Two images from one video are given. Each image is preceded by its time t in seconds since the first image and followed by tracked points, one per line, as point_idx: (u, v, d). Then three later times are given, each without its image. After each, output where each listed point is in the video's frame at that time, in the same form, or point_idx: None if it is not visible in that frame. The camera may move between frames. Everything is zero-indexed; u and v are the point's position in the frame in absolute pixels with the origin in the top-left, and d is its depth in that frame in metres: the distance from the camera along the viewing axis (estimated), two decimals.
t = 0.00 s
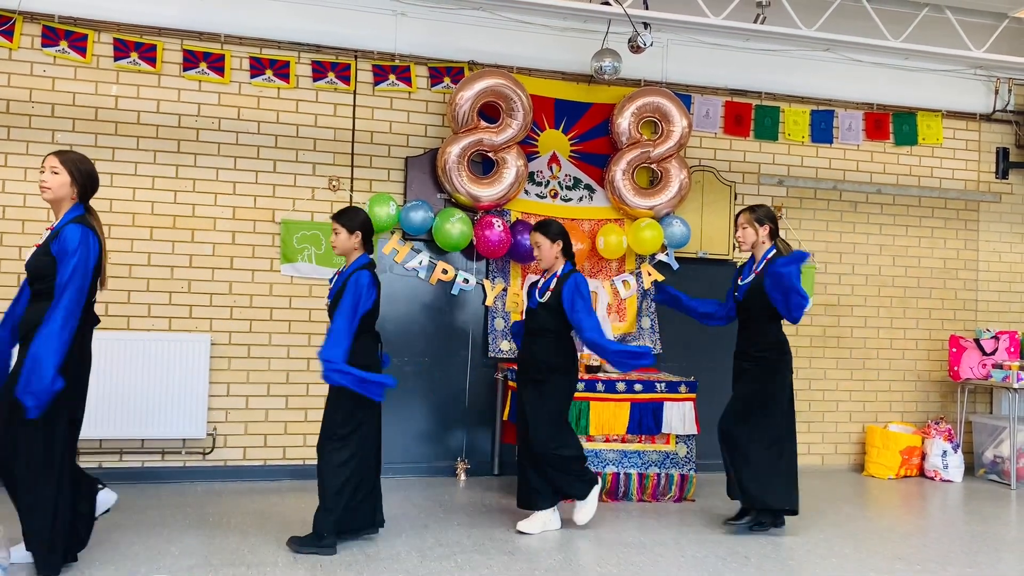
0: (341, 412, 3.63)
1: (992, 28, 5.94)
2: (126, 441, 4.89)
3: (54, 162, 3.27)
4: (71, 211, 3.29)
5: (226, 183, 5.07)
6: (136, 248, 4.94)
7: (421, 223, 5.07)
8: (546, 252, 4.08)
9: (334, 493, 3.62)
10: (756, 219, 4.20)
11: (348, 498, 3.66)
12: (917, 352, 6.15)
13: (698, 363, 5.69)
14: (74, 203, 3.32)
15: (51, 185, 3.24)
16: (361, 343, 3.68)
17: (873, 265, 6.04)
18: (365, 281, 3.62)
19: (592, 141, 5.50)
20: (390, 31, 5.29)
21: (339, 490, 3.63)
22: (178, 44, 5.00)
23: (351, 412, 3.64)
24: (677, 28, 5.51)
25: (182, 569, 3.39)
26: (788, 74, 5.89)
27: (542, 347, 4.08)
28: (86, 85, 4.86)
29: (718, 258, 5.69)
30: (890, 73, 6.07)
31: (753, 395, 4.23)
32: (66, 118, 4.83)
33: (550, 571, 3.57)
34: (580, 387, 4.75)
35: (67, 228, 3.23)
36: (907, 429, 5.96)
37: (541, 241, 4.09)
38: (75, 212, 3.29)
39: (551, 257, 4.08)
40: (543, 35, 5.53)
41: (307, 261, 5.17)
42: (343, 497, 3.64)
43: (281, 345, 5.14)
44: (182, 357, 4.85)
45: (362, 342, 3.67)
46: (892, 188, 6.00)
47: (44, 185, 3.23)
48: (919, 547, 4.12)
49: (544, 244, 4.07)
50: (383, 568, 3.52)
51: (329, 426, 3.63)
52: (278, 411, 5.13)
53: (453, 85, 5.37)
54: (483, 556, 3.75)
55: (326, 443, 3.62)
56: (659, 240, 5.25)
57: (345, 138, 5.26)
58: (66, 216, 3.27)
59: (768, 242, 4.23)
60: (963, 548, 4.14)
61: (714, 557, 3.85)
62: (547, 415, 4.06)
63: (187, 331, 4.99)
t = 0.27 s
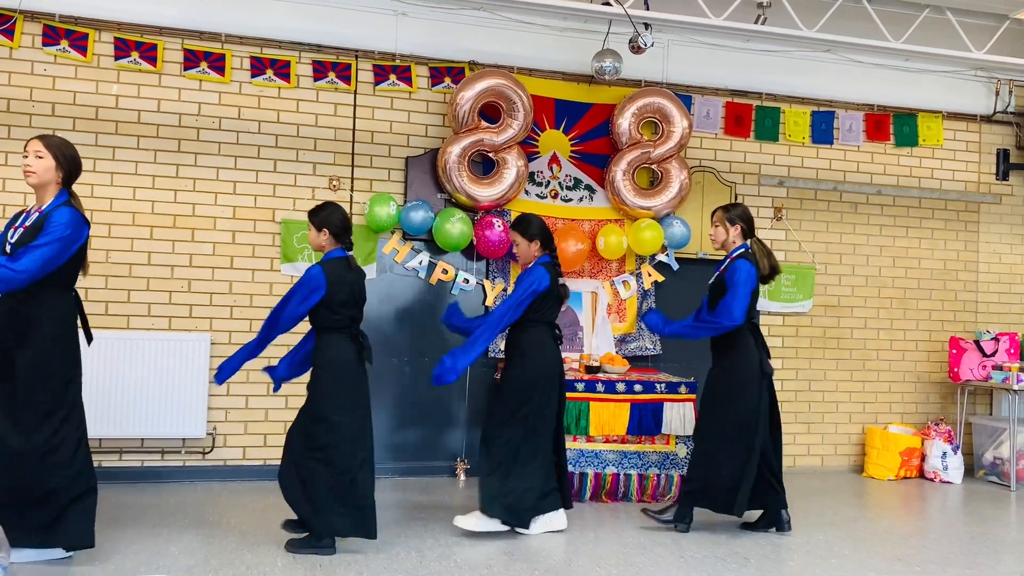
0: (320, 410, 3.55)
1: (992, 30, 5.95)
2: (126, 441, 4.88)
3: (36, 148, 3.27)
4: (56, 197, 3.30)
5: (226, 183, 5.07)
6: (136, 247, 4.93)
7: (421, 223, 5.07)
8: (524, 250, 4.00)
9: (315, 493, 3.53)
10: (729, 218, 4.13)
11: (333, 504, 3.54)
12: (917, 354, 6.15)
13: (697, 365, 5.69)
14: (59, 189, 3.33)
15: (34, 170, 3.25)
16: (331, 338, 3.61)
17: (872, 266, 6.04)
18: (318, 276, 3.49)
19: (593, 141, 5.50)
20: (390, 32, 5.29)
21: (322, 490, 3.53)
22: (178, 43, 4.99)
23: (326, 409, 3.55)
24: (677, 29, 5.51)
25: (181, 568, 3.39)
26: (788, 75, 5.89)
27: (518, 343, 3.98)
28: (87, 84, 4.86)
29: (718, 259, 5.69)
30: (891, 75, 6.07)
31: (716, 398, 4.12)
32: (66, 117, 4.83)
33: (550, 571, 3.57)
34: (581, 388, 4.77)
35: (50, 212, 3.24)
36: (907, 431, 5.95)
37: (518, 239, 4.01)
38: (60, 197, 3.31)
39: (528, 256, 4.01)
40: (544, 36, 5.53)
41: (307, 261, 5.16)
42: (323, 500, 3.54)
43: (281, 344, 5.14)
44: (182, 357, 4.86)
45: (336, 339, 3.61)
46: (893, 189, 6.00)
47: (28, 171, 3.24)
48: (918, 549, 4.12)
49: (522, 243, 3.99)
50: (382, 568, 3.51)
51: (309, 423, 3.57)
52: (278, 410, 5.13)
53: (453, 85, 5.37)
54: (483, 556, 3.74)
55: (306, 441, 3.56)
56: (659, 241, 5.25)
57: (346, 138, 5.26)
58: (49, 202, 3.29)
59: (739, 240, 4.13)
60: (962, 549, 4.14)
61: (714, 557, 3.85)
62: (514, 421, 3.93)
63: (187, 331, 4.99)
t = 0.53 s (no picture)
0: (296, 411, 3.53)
1: (992, 29, 5.94)
2: (126, 441, 4.88)
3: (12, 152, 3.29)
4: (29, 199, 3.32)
5: (226, 183, 5.07)
6: (136, 247, 4.93)
7: (421, 222, 5.07)
8: (499, 254, 3.97)
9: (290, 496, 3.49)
10: (697, 215, 4.13)
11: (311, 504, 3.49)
12: (917, 353, 6.15)
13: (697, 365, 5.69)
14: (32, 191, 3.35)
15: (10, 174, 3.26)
16: (305, 337, 3.57)
17: (872, 266, 6.04)
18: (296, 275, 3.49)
19: (593, 141, 5.50)
20: (390, 32, 5.29)
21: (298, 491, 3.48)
22: (178, 43, 4.99)
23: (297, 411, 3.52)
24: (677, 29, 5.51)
25: (181, 568, 3.39)
26: (788, 75, 5.89)
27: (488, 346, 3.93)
28: (86, 84, 4.86)
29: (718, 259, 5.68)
30: (891, 74, 6.07)
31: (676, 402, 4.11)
32: (65, 117, 4.83)
33: (550, 571, 3.56)
34: (580, 388, 4.76)
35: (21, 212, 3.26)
36: (907, 430, 5.95)
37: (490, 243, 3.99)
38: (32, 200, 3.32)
39: (500, 260, 3.98)
40: (544, 36, 5.53)
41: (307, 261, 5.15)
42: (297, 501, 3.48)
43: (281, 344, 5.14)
44: (182, 357, 4.85)
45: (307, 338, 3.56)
46: (893, 188, 6.00)
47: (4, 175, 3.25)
48: (918, 548, 4.11)
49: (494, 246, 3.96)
50: (383, 569, 3.51)
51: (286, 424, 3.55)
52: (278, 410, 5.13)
53: (453, 84, 5.37)
54: (483, 556, 3.74)
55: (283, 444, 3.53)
56: (659, 241, 5.24)
57: (346, 138, 5.26)
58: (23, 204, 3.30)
59: (705, 237, 4.15)
60: (963, 549, 4.14)
61: (714, 557, 3.85)
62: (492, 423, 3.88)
63: (187, 331, 4.99)
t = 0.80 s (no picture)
0: (280, 412, 3.52)
1: (992, 27, 5.94)
2: (127, 441, 4.89)
3: None
4: None
5: (227, 183, 5.07)
6: (136, 247, 4.94)
7: (422, 222, 5.07)
8: (472, 254, 3.77)
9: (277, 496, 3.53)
10: (666, 214, 4.00)
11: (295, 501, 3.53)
12: (918, 351, 6.15)
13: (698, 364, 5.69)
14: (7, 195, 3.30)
15: None
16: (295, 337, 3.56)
17: (873, 264, 6.04)
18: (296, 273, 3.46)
19: (593, 140, 5.49)
20: (390, 31, 5.29)
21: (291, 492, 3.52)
22: (178, 43, 4.99)
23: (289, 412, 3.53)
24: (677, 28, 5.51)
25: (182, 568, 3.39)
26: (788, 73, 5.89)
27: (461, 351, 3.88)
28: (86, 84, 4.86)
29: (719, 257, 5.68)
30: (890, 72, 6.06)
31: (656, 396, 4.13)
32: (65, 118, 4.83)
33: (551, 571, 3.56)
34: (581, 387, 4.74)
35: None
36: (908, 428, 5.95)
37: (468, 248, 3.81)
38: None
39: (476, 260, 3.78)
40: (544, 35, 5.53)
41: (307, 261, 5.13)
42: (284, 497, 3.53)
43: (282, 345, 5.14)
44: (182, 357, 4.85)
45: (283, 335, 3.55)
46: (893, 187, 6.00)
47: None
48: (920, 547, 4.11)
49: (470, 245, 3.75)
50: (383, 568, 3.51)
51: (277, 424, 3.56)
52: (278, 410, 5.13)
53: (453, 84, 5.37)
54: (484, 555, 3.74)
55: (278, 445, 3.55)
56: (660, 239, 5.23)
57: (346, 138, 5.26)
58: None
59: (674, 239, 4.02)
60: (964, 548, 4.14)
61: (715, 556, 3.85)
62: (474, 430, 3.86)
63: (187, 331, 4.99)
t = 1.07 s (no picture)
0: (254, 406, 3.55)
1: (994, 24, 5.93)
2: (130, 441, 4.89)
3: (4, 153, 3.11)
4: None
5: (228, 183, 5.08)
6: (139, 248, 4.94)
7: (424, 222, 5.04)
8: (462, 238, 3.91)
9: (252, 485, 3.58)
10: (636, 212, 4.00)
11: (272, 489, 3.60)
12: (920, 349, 6.14)
13: (700, 363, 5.68)
14: None
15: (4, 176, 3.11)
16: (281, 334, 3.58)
17: (875, 262, 6.04)
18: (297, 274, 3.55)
19: (594, 139, 5.49)
20: (391, 31, 5.29)
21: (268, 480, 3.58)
22: (179, 44, 5.00)
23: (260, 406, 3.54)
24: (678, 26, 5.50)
25: (185, 568, 3.39)
26: (790, 72, 5.88)
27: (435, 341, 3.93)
28: (88, 85, 4.86)
29: (721, 256, 5.68)
30: (892, 70, 6.06)
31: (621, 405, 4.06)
32: (67, 118, 4.84)
33: (553, 570, 3.56)
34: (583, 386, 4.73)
35: None
36: (910, 427, 5.94)
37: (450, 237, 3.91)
38: None
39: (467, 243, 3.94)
40: (545, 34, 5.52)
41: (310, 261, 5.13)
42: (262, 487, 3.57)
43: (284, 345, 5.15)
44: (184, 358, 4.86)
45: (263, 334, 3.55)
46: (895, 185, 5.99)
47: (14, 179, 3.12)
48: (923, 545, 4.10)
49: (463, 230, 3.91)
50: (386, 567, 3.51)
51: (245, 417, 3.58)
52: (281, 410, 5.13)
53: (454, 83, 5.37)
54: (487, 555, 3.74)
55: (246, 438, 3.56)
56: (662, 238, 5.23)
57: (347, 138, 5.26)
58: None
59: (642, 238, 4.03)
60: (966, 546, 4.13)
61: (717, 554, 3.85)
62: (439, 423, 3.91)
63: (189, 332, 5.00)
